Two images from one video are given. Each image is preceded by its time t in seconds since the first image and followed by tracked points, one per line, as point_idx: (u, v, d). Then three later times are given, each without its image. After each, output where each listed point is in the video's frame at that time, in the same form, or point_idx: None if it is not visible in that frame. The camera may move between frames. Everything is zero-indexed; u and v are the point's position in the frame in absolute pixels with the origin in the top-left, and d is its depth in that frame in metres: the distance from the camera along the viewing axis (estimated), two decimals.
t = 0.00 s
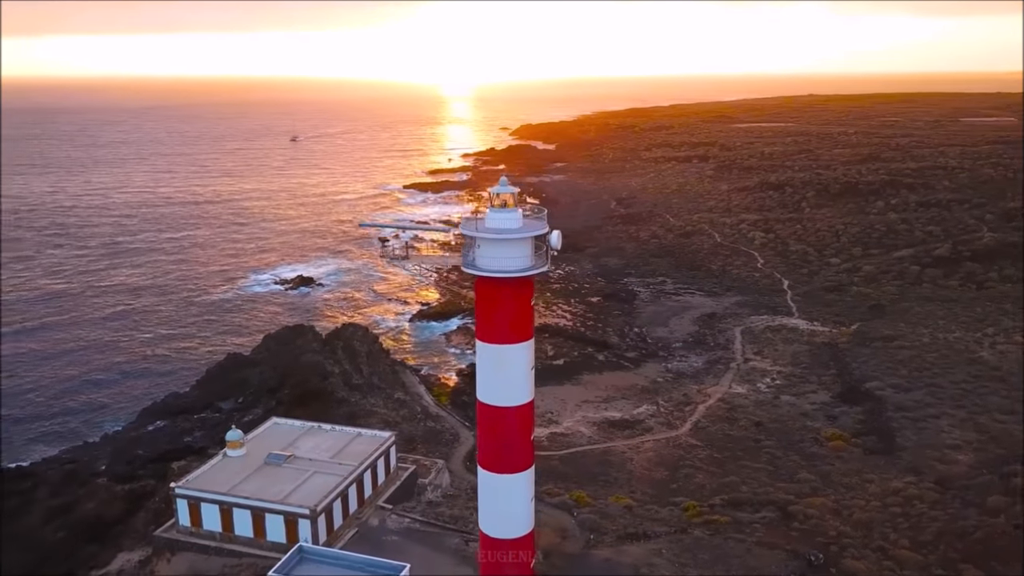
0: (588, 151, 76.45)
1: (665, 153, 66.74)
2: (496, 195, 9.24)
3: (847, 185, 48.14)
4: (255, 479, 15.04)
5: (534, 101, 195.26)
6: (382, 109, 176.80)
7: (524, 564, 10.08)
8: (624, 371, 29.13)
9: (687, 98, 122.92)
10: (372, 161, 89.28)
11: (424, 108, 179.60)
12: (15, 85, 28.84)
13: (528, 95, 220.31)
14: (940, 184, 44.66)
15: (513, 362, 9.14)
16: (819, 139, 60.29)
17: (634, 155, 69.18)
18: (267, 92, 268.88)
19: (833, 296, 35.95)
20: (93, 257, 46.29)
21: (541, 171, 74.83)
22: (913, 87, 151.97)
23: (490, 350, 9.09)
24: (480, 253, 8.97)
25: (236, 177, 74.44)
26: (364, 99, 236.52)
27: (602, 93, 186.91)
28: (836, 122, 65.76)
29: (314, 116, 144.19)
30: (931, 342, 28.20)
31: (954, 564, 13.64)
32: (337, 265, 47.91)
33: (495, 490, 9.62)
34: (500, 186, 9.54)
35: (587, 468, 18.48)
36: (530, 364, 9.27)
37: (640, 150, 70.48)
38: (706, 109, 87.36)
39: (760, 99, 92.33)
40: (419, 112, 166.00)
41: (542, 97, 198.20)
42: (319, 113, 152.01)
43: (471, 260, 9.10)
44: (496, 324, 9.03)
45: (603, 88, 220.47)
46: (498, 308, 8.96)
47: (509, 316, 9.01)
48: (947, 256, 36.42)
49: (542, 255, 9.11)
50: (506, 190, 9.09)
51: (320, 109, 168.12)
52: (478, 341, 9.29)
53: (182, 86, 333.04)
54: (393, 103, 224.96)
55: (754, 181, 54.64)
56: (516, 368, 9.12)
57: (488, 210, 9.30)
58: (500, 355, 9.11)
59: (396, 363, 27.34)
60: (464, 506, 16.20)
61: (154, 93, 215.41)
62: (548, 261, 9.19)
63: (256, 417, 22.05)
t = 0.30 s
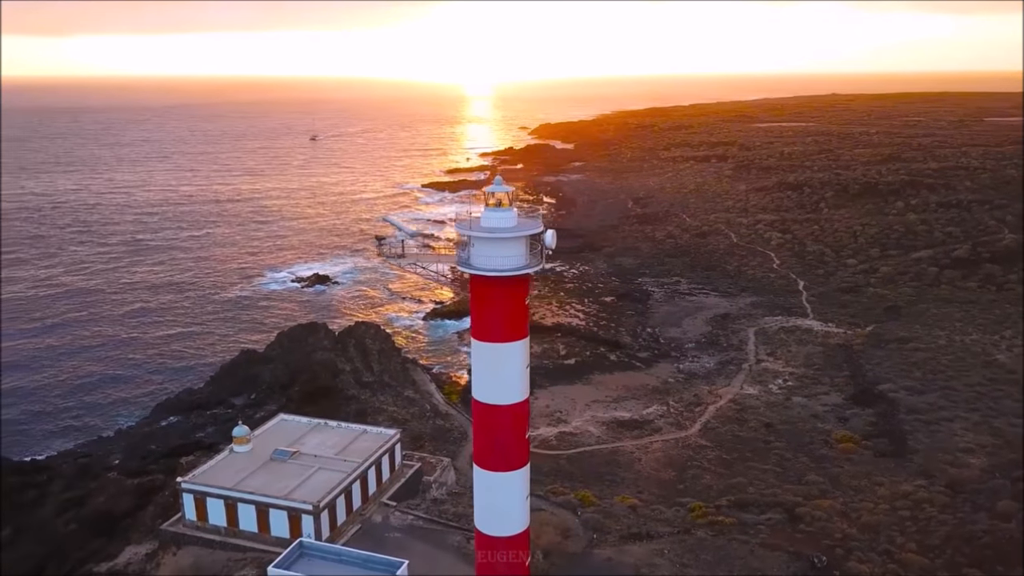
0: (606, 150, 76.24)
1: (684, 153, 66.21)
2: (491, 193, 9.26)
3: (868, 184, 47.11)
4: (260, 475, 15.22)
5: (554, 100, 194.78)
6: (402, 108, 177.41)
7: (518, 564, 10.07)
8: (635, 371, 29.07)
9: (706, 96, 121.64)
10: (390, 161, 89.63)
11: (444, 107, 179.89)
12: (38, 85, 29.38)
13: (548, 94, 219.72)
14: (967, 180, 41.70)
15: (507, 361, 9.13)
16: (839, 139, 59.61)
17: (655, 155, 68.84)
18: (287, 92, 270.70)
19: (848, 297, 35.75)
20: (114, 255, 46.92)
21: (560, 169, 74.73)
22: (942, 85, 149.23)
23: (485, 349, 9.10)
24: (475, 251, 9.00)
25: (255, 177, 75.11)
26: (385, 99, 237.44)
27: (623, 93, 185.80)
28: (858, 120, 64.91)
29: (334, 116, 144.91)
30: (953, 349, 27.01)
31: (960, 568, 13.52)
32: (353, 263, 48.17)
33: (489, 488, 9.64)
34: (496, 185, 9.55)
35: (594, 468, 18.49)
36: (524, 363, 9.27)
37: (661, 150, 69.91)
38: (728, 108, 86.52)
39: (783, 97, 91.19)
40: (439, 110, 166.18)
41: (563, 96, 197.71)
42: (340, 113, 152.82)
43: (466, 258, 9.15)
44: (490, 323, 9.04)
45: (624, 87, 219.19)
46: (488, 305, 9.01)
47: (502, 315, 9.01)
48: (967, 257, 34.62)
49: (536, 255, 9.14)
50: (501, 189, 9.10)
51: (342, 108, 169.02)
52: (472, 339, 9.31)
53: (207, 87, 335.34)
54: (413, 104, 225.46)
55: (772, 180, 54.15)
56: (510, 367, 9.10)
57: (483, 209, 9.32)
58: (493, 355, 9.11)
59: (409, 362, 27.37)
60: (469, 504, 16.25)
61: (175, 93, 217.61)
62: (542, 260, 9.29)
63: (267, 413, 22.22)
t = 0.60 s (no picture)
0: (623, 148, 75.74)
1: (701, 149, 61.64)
2: (486, 192, 9.29)
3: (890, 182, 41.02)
4: (265, 470, 15.40)
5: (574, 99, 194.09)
6: (423, 107, 177.90)
7: (515, 562, 10.13)
8: (646, 372, 28.95)
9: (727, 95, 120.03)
10: (408, 160, 89.84)
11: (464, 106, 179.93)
12: (62, 83, 29.90)
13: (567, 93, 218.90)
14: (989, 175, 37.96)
15: (501, 360, 9.17)
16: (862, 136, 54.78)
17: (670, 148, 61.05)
18: (307, 91, 272.34)
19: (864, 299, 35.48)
20: (134, 251, 47.52)
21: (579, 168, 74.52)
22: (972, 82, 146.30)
23: (479, 348, 9.14)
24: (469, 249, 9.03)
25: (274, 176, 75.72)
26: (406, 98, 238.37)
27: (643, 91, 184.43)
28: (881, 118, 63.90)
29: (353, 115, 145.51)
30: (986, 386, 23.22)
31: (965, 573, 13.39)
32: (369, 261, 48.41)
33: (484, 487, 9.68)
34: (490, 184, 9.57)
35: (601, 468, 18.48)
36: (519, 362, 9.30)
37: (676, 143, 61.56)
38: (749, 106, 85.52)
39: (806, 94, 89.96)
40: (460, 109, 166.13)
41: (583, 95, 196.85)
42: (359, 112, 153.32)
43: (460, 256, 9.17)
44: (484, 322, 9.09)
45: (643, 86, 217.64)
46: (483, 303, 9.04)
47: (496, 314, 9.05)
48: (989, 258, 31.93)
49: (530, 254, 9.14)
50: (495, 188, 9.13)
51: (363, 107, 169.80)
52: (467, 339, 9.35)
53: (227, 86, 338.31)
54: (433, 103, 226.27)
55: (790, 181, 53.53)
56: (504, 366, 9.15)
57: (477, 208, 9.35)
58: (488, 354, 9.15)
59: (422, 359, 27.14)
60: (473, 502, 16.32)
61: (196, 93, 219.48)
62: (536, 258, 9.34)
63: (278, 409, 22.42)
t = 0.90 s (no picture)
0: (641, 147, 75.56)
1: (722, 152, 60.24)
2: (480, 191, 9.34)
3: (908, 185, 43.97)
4: (270, 466, 15.54)
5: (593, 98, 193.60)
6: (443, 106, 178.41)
7: (510, 562, 10.16)
8: (658, 372, 28.94)
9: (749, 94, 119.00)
10: (426, 158, 90.08)
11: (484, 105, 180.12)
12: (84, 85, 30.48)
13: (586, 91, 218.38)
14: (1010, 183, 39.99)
15: (496, 358, 9.21)
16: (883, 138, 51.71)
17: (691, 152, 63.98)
18: (327, 91, 274.08)
19: (880, 300, 35.21)
20: (154, 249, 48.13)
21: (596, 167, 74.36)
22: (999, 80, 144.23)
23: (474, 345, 9.17)
24: (463, 248, 9.06)
25: (292, 175, 76.32)
26: (424, 96, 238.92)
27: (663, 90, 183.56)
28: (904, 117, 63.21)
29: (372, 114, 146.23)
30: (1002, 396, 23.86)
31: None
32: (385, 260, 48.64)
33: (479, 485, 9.71)
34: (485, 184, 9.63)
35: (608, 468, 18.47)
36: (513, 360, 9.33)
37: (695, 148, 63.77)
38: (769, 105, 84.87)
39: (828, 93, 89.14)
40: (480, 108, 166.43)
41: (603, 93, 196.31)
42: (380, 111, 154.12)
43: (454, 255, 9.20)
44: (478, 319, 9.11)
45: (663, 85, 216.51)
46: (477, 302, 9.06)
47: (490, 311, 9.07)
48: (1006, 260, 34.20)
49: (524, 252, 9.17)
50: (489, 187, 9.19)
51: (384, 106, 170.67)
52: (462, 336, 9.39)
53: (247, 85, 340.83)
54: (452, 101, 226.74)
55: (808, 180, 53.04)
56: (499, 364, 9.19)
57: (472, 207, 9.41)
58: (483, 351, 9.18)
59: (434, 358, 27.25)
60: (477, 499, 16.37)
61: (219, 93, 222.18)
62: (531, 257, 9.31)
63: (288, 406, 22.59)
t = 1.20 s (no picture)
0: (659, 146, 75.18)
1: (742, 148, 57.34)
2: (476, 190, 9.31)
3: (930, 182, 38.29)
4: (275, 462, 15.77)
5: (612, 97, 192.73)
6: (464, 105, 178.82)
7: (504, 561, 10.25)
8: (669, 372, 28.82)
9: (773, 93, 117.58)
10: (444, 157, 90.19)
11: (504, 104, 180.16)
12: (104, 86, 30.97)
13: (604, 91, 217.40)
14: None
15: (490, 357, 9.25)
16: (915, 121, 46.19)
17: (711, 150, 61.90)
18: (346, 90, 275.53)
19: (897, 302, 34.84)
20: (175, 247, 48.76)
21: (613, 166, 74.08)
22: None
23: (468, 343, 9.21)
24: (457, 248, 9.08)
25: (311, 174, 76.95)
26: (443, 95, 239.54)
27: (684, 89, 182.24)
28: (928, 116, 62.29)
29: (392, 113, 146.81)
30: None
31: None
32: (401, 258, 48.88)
33: (473, 483, 9.79)
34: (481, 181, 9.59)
35: (615, 467, 18.50)
36: (508, 358, 9.35)
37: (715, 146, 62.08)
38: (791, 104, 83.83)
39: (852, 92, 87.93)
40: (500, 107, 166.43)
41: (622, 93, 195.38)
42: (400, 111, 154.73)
43: (449, 254, 9.24)
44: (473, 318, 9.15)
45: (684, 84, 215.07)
46: (470, 301, 9.12)
47: (484, 310, 9.12)
48: None
49: (517, 253, 9.19)
50: (483, 186, 9.14)
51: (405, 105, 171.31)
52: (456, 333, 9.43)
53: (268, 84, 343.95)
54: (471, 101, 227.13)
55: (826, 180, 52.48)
56: (492, 362, 9.23)
57: (468, 206, 9.40)
58: (477, 349, 9.22)
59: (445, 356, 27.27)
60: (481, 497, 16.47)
61: (240, 92, 224.23)
62: (524, 256, 9.36)
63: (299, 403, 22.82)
